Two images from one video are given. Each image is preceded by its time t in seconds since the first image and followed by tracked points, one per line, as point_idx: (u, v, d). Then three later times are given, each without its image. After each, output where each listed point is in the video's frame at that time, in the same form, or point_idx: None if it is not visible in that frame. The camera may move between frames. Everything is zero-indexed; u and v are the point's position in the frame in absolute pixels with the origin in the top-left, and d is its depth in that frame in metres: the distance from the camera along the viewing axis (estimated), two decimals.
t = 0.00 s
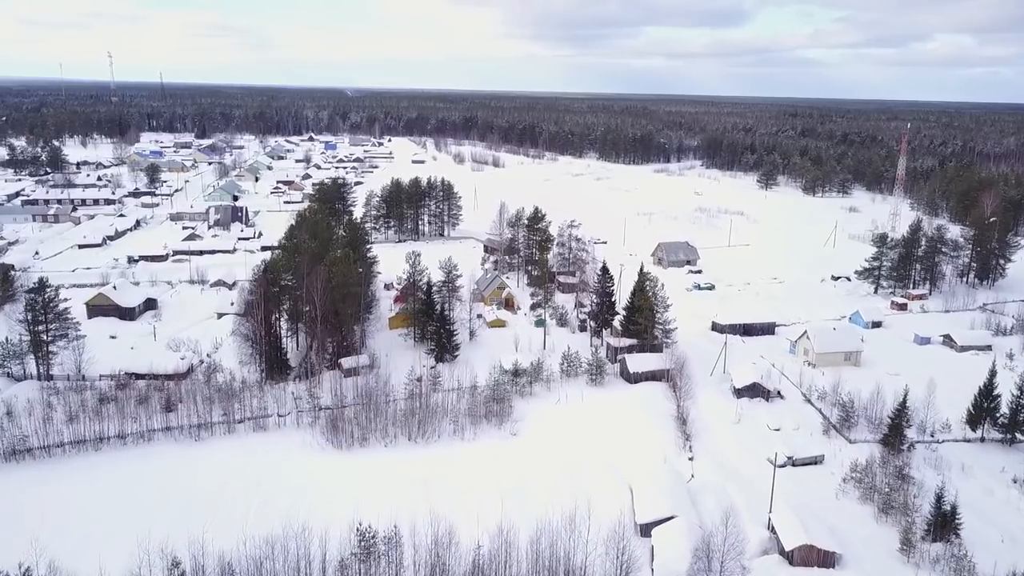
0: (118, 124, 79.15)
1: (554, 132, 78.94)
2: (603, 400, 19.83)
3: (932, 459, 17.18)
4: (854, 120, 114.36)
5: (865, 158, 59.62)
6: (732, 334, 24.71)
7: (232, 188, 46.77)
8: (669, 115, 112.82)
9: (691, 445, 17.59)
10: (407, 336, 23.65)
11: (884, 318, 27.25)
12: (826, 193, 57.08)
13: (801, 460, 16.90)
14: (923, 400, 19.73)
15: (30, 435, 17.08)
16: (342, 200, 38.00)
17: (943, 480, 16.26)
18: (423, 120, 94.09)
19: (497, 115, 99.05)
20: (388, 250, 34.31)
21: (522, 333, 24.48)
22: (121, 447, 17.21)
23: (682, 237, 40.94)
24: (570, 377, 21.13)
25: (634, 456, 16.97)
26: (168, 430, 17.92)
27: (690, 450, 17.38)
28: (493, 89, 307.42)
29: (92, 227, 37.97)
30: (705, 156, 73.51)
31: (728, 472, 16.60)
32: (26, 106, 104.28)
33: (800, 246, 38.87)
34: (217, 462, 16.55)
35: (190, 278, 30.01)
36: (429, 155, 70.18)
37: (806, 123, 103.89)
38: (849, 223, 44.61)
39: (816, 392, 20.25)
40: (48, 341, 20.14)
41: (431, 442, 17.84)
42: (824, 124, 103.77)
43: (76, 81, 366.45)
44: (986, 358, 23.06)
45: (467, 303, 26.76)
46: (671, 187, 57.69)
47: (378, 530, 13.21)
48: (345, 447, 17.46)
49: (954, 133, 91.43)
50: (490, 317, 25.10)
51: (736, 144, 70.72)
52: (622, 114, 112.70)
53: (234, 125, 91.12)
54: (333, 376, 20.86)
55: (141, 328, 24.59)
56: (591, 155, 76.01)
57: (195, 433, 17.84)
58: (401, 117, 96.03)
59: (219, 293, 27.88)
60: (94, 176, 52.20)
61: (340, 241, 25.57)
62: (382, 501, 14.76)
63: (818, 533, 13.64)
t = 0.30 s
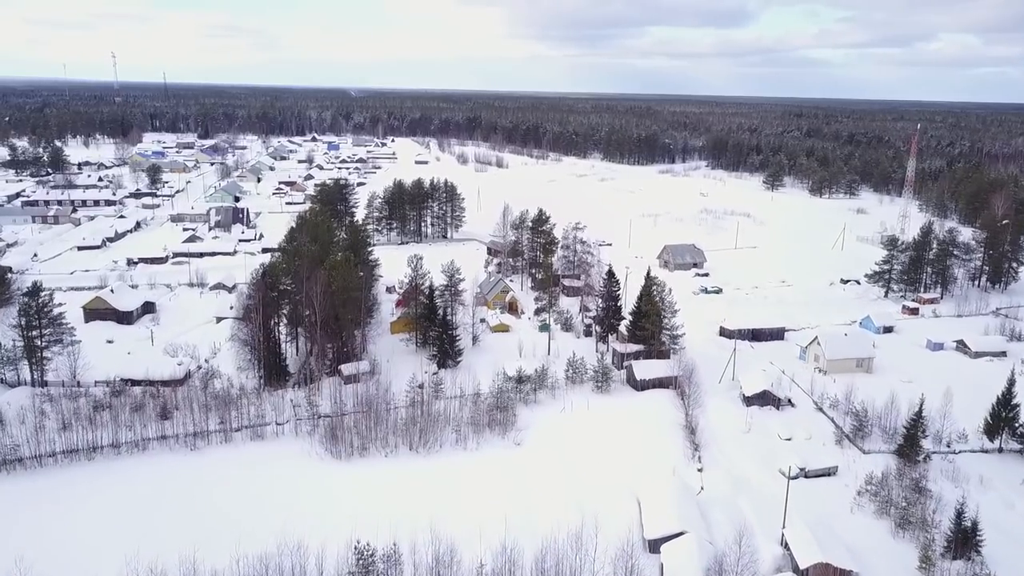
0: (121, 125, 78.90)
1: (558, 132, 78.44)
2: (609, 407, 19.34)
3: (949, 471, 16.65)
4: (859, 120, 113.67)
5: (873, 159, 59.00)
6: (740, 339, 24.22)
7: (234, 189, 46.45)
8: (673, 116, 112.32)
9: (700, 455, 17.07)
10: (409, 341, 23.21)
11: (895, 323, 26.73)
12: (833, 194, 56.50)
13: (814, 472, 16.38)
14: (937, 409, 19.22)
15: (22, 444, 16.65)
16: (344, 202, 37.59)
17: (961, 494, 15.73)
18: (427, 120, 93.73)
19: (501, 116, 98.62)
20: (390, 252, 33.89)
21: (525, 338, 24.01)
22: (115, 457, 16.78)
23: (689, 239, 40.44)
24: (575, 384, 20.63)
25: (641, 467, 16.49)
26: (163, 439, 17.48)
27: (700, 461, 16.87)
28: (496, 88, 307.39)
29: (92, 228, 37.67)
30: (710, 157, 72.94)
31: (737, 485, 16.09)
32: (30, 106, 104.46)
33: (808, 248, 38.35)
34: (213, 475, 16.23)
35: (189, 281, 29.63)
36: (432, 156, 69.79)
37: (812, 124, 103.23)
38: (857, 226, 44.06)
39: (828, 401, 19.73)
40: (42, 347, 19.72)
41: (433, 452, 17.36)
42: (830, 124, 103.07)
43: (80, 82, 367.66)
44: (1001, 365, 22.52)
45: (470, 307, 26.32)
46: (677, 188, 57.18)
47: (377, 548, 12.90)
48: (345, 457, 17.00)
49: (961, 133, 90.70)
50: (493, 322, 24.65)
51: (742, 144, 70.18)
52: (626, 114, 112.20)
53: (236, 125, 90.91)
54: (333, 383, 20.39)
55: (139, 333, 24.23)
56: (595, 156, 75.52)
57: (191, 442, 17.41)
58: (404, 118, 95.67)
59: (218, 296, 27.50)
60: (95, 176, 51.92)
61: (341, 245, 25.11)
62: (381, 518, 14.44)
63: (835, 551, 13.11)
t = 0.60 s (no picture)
0: (123, 125, 78.61)
1: (562, 132, 77.92)
2: (616, 416, 18.84)
3: (967, 483, 16.11)
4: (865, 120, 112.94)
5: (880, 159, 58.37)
6: (749, 345, 23.73)
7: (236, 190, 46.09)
8: (677, 116, 111.72)
9: (710, 467, 16.58)
10: (411, 346, 22.77)
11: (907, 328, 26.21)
12: (840, 195, 55.91)
13: (828, 485, 15.89)
14: (953, 418, 18.69)
15: (13, 454, 16.22)
16: (346, 203, 37.17)
17: (980, 508, 15.20)
18: (430, 121, 93.30)
19: (504, 116, 98.12)
20: (392, 254, 33.47)
21: (529, 343, 23.55)
22: (108, 467, 16.35)
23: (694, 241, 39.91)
24: (580, 392, 20.15)
25: (649, 478, 16.04)
26: (158, 448, 17.05)
27: (709, 472, 16.38)
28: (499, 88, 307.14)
29: (92, 230, 37.29)
30: (715, 157, 72.36)
31: (749, 498, 15.60)
32: (32, 106, 104.35)
33: (816, 251, 37.81)
34: (210, 487, 15.84)
35: (189, 284, 29.23)
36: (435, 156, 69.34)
37: (818, 124, 102.56)
38: (865, 228, 43.50)
39: (840, 409, 19.22)
40: (36, 353, 19.24)
41: (434, 462, 16.89)
42: (836, 124, 102.38)
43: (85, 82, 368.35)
44: (1016, 372, 21.98)
45: (473, 310, 25.89)
46: (682, 189, 56.64)
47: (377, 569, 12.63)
48: (344, 468, 16.57)
49: (968, 133, 89.94)
50: (496, 326, 24.18)
51: (747, 145, 69.59)
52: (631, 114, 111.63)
53: (239, 125, 90.57)
54: (332, 390, 19.95)
55: (136, 337, 23.81)
56: (599, 156, 75.00)
57: (187, 451, 16.98)
58: (407, 118, 95.25)
59: (217, 299, 27.08)
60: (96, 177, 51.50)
61: (341, 248, 24.65)
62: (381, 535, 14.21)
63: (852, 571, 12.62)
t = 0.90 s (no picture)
0: (126, 124, 78.33)
1: (566, 132, 77.47)
2: (622, 425, 18.35)
3: (986, 497, 15.58)
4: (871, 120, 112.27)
5: (888, 160, 57.83)
6: (758, 350, 23.22)
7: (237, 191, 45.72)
8: (681, 116, 111.16)
9: (720, 478, 16.08)
10: (413, 351, 22.31)
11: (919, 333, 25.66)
12: (847, 196, 55.33)
13: (842, 497, 15.39)
14: (970, 429, 18.15)
15: (3, 464, 15.79)
16: (348, 204, 36.74)
17: (1001, 523, 14.67)
18: (434, 121, 92.90)
19: (508, 116, 97.71)
20: (394, 256, 33.04)
21: (533, 348, 23.09)
22: (100, 477, 15.92)
23: (701, 243, 39.40)
24: (586, 400, 19.67)
25: (658, 491, 15.53)
26: (153, 458, 16.62)
27: (719, 484, 15.88)
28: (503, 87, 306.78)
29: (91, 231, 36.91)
30: (720, 158, 71.80)
31: (761, 511, 15.10)
32: (36, 106, 104.35)
33: (824, 253, 37.28)
34: (205, 498, 15.39)
35: (188, 287, 28.82)
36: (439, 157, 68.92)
37: (823, 124, 102.00)
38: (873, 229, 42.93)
39: (853, 418, 18.69)
40: (29, 359, 18.82)
41: (436, 473, 16.40)
42: (841, 124, 101.79)
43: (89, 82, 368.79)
44: None
45: (476, 314, 25.45)
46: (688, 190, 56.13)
47: None
48: (342, 479, 16.10)
49: (976, 133, 89.16)
50: (499, 331, 23.73)
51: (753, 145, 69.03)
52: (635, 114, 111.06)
53: (242, 125, 90.29)
54: (332, 397, 19.49)
55: (133, 342, 23.41)
56: (604, 156, 74.50)
57: (182, 461, 16.54)
58: (411, 118, 94.88)
59: (217, 303, 26.67)
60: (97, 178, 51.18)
61: (342, 251, 24.20)
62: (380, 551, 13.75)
63: None
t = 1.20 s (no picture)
0: (128, 125, 77.96)
1: (571, 132, 76.93)
2: (629, 434, 17.86)
3: (1007, 511, 15.04)
4: (877, 120, 111.51)
5: (895, 161, 57.21)
6: (767, 356, 22.71)
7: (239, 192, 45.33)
8: (686, 116, 110.57)
9: (730, 491, 15.57)
10: (414, 357, 21.83)
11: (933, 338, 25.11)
12: (855, 197, 54.73)
13: (857, 511, 14.88)
14: (987, 440, 17.62)
15: None
16: (350, 206, 36.30)
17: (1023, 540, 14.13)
18: (437, 121, 92.47)
19: (512, 116, 97.20)
20: (396, 259, 32.61)
21: (538, 353, 22.61)
22: (93, 489, 15.48)
23: (707, 245, 38.87)
24: (592, 408, 19.18)
25: (666, 505, 15.05)
26: (146, 467, 16.17)
27: (730, 497, 15.39)
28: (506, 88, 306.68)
29: (90, 232, 36.54)
30: (725, 158, 71.24)
31: (774, 526, 14.60)
32: (39, 106, 104.33)
33: (833, 255, 36.71)
34: (200, 509, 14.95)
35: (187, 289, 28.41)
36: (443, 158, 68.47)
37: (829, 124, 101.32)
38: (881, 231, 42.36)
39: (867, 428, 18.17)
40: (22, 365, 18.39)
41: (438, 485, 15.95)
42: (847, 124, 101.15)
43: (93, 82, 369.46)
44: None
45: (480, 318, 24.97)
46: (693, 191, 55.61)
47: None
48: (341, 490, 15.64)
49: (984, 134, 88.39)
50: (503, 336, 23.26)
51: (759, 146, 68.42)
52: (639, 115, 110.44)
53: (244, 125, 89.96)
54: (332, 405, 19.03)
55: (130, 346, 23.00)
56: (608, 157, 73.97)
57: (176, 471, 16.09)
58: (414, 118, 94.44)
59: (216, 306, 26.26)
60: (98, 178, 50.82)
61: (342, 255, 23.73)
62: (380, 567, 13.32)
63: None
